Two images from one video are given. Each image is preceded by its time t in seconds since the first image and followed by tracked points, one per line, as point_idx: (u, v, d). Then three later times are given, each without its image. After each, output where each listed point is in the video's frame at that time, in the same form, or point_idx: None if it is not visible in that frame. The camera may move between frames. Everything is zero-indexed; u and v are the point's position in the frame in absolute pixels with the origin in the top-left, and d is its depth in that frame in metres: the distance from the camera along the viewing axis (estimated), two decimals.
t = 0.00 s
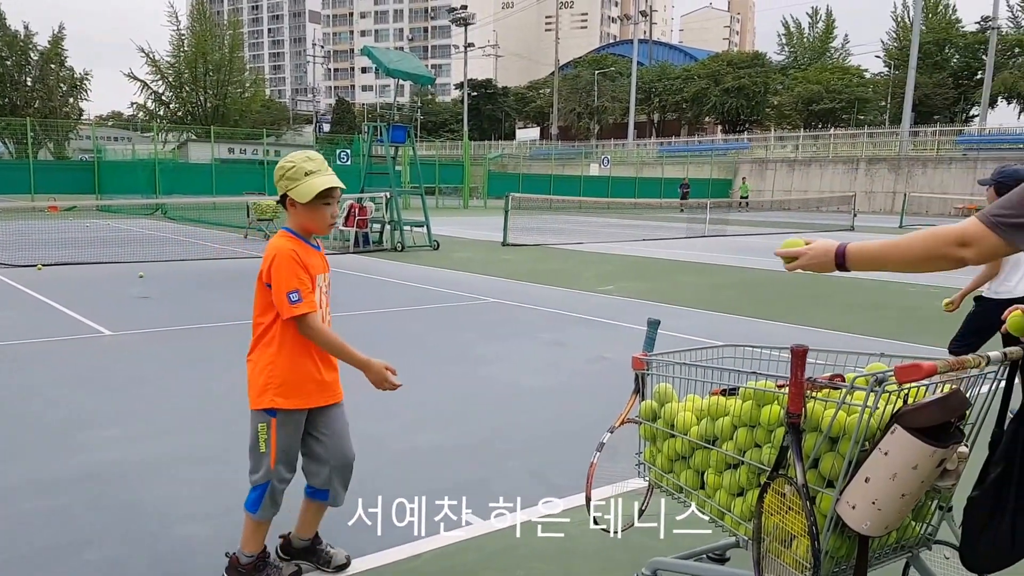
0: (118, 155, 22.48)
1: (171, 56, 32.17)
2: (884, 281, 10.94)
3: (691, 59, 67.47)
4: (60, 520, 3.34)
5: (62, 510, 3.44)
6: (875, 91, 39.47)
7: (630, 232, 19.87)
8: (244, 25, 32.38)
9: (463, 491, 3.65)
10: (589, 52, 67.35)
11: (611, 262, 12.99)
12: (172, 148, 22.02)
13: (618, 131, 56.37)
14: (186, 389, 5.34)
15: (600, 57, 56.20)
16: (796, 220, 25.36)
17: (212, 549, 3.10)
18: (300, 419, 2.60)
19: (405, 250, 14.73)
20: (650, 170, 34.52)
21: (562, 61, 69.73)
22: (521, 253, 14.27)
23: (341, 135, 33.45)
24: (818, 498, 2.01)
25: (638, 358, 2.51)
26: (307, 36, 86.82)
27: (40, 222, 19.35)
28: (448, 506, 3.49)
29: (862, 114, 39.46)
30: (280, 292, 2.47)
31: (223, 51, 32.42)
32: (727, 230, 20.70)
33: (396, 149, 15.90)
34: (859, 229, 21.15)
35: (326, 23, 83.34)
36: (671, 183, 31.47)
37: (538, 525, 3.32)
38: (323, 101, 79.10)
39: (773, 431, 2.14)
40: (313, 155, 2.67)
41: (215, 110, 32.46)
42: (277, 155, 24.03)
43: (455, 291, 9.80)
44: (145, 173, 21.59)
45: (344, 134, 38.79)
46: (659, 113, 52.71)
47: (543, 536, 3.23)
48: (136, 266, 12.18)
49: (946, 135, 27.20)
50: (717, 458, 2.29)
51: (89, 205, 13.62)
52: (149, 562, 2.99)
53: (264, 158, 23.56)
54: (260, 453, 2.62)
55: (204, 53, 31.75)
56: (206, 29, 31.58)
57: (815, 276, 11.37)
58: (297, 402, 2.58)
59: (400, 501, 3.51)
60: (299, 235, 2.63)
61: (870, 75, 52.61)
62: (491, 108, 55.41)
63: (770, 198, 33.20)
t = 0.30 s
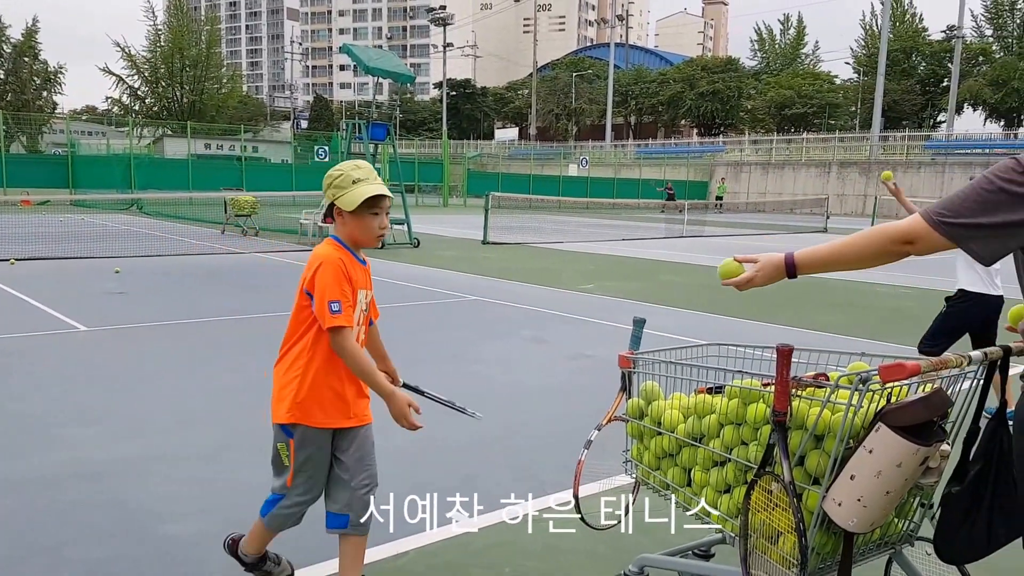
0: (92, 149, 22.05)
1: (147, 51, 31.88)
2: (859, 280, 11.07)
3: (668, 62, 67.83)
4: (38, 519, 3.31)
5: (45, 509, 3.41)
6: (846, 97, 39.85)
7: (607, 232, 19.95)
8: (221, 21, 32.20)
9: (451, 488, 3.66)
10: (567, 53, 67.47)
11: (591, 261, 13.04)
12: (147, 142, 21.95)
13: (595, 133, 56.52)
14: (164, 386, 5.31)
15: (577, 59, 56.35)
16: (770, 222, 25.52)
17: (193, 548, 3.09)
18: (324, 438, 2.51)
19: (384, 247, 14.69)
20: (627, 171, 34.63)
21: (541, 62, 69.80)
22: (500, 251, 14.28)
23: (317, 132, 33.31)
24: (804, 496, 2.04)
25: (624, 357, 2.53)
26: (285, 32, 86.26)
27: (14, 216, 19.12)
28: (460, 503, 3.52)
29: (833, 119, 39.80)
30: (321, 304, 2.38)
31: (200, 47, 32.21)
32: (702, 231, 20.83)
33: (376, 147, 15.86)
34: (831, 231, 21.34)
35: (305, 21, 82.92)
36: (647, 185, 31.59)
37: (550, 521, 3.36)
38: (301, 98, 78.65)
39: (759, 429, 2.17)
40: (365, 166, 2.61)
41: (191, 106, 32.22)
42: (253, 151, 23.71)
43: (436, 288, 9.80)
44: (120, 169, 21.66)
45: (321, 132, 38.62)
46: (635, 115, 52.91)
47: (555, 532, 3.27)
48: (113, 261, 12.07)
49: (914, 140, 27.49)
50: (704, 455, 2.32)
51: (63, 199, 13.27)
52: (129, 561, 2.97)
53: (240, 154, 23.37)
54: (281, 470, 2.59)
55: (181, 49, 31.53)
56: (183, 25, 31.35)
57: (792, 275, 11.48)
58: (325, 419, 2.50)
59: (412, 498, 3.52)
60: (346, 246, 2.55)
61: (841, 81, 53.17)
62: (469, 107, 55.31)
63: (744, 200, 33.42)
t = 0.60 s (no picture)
0: (75, 147, 22.02)
1: (131, 49, 31.62)
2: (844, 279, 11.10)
3: (652, 62, 67.93)
4: (17, 519, 3.27)
5: (25, 509, 3.37)
6: (829, 97, 40.03)
7: (593, 231, 19.96)
8: (205, 19, 31.98)
9: (439, 486, 3.65)
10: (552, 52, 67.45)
11: (576, 260, 13.05)
12: (130, 142, 21.86)
13: (580, 132, 56.56)
14: (147, 385, 5.27)
15: (562, 58, 56.36)
16: (754, 221, 25.59)
17: (174, 548, 3.06)
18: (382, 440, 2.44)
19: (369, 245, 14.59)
20: (612, 170, 34.64)
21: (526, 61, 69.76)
22: (486, 250, 14.25)
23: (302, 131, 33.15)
24: (791, 494, 2.04)
25: (610, 356, 2.52)
26: (269, 31, 85.81)
27: None
28: (464, 503, 3.49)
29: (816, 119, 40.00)
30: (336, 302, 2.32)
31: (184, 45, 31.98)
32: (687, 230, 20.88)
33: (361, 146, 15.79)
34: (815, 229, 21.41)
35: (290, 19, 82.52)
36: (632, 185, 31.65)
37: (553, 520, 3.35)
38: (286, 96, 78.19)
39: (746, 428, 2.18)
40: (402, 159, 2.50)
41: (176, 104, 32.00)
42: (236, 150, 23.68)
43: (422, 287, 9.77)
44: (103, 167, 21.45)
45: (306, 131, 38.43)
46: (619, 115, 52.95)
47: (558, 531, 3.26)
48: (97, 259, 11.99)
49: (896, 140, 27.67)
50: (690, 454, 2.32)
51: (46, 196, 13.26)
52: (109, 561, 2.94)
53: (223, 153, 23.20)
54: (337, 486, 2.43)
55: (165, 47, 31.29)
56: (167, 23, 31.11)
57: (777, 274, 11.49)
58: (359, 425, 2.40)
59: (415, 499, 3.50)
60: (375, 243, 2.47)
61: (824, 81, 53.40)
62: (454, 106, 55.08)
63: (728, 200, 33.51)
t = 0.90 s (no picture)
0: (64, 147, 21.94)
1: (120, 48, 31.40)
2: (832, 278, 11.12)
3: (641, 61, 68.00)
4: (6, 520, 3.24)
5: (14, 509, 3.34)
6: (818, 95, 40.14)
7: (583, 230, 19.95)
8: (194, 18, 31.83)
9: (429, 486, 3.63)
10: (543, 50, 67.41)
11: (567, 259, 13.04)
12: (120, 140, 21.39)
13: (570, 131, 56.57)
14: (137, 385, 5.23)
15: (552, 57, 56.32)
16: (743, 219, 25.64)
17: (165, 547, 3.04)
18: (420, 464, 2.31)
19: (359, 245, 14.53)
20: (602, 169, 34.64)
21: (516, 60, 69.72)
22: (477, 249, 14.22)
23: (293, 131, 33.05)
24: (782, 493, 2.04)
25: (600, 355, 2.51)
26: (258, 30, 85.44)
27: None
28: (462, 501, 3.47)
29: (805, 118, 40.11)
30: (411, 328, 2.11)
31: (173, 44, 31.81)
32: (677, 229, 20.89)
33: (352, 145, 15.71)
34: (805, 228, 21.44)
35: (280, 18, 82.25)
36: (623, 184, 31.65)
37: (551, 519, 3.34)
38: (275, 96, 77.83)
39: (736, 426, 2.17)
40: (423, 164, 2.33)
41: (165, 104, 31.82)
42: (226, 149, 23.68)
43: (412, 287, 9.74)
44: (93, 167, 21.12)
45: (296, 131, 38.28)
46: (609, 114, 52.96)
47: (557, 529, 3.25)
48: (86, 259, 11.92)
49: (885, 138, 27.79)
50: (681, 453, 2.32)
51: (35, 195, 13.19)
52: (99, 561, 2.92)
53: (213, 152, 22.95)
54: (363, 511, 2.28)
55: (154, 46, 31.08)
56: (156, 22, 30.92)
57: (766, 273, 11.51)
58: (403, 456, 2.25)
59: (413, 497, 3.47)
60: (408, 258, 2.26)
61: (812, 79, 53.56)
62: (444, 105, 54.88)
63: (719, 199, 33.54)
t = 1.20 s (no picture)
0: (59, 146, 21.94)
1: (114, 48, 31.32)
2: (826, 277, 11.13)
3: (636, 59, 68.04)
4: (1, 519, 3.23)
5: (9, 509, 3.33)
6: (813, 93, 40.19)
7: (578, 228, 19.95)
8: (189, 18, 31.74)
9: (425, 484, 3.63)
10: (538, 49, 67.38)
11: (562, 258, 13.04)
12: (115, 140, 21.61)
13: (565, 130, 56.56)
14: (131, 384, 5.22)
15: (547, 56, 56.29)
16: (738, 217, 25.67)
17: (160, 546, 3.03)
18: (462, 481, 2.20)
19: (355, 243, 14.50)
20: (598, 168, 34.61)
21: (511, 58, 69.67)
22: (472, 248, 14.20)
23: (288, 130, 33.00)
24: (778, 492, 2.04)
25: (596, 354, 2.49)
26: (253, 29, 85.23)
27: None
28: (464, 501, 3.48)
29: (800, 116, 40.16)
30: (502, 321, 2.14)
31: (167, 43, 31.71)
32: (672, 227, 20.91)
33: (347, 144, 15.69)
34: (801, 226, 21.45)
35: (274, 18, 82.07)
36: (618, 183, 31.65)
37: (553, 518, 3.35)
38: (270, 95, 77.68)
39: (732, 425, 2.17)
40: (459, 162, 2.28)
41: (160, 103, 31.74)
42: (220, 148, 23.13)
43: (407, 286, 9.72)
44: (88, 166, 21.07)
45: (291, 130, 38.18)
46: (605, 113, 52.94)
47: (559, 528, 3.26)
48: (80, 259, 11.87)
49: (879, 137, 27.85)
50: (676, 451, 2.32)
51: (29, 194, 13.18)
52: (94, 559, 2.91)
53: (207, 152, 22.91)
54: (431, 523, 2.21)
55: (148, 45, 30.99)
56: (150, 22, 30.84)
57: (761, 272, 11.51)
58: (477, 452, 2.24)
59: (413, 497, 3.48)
60: (459, 261, 2.24)
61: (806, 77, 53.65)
62: (439, 104, 54.74)
63: (714, 197, 33.52)
